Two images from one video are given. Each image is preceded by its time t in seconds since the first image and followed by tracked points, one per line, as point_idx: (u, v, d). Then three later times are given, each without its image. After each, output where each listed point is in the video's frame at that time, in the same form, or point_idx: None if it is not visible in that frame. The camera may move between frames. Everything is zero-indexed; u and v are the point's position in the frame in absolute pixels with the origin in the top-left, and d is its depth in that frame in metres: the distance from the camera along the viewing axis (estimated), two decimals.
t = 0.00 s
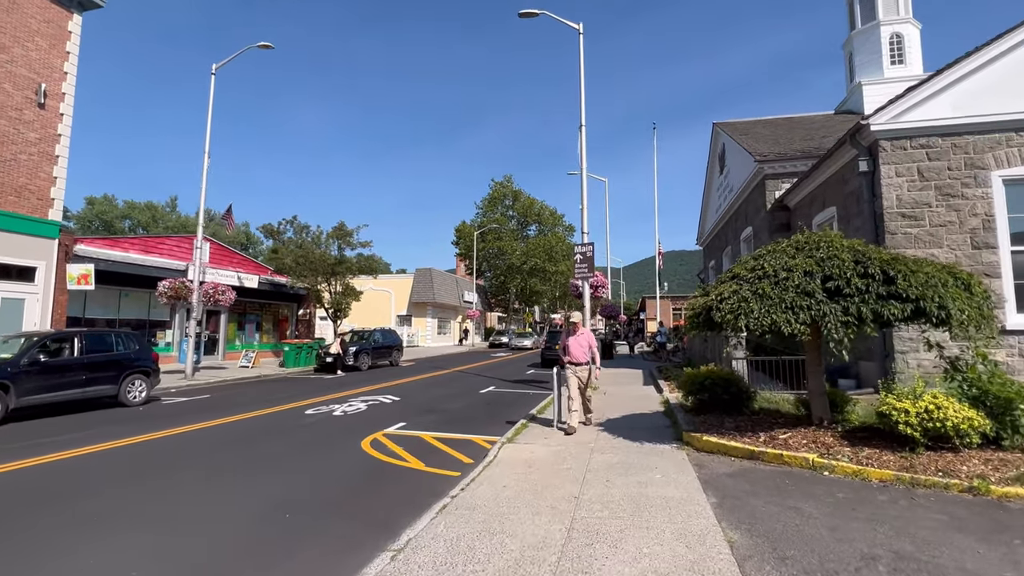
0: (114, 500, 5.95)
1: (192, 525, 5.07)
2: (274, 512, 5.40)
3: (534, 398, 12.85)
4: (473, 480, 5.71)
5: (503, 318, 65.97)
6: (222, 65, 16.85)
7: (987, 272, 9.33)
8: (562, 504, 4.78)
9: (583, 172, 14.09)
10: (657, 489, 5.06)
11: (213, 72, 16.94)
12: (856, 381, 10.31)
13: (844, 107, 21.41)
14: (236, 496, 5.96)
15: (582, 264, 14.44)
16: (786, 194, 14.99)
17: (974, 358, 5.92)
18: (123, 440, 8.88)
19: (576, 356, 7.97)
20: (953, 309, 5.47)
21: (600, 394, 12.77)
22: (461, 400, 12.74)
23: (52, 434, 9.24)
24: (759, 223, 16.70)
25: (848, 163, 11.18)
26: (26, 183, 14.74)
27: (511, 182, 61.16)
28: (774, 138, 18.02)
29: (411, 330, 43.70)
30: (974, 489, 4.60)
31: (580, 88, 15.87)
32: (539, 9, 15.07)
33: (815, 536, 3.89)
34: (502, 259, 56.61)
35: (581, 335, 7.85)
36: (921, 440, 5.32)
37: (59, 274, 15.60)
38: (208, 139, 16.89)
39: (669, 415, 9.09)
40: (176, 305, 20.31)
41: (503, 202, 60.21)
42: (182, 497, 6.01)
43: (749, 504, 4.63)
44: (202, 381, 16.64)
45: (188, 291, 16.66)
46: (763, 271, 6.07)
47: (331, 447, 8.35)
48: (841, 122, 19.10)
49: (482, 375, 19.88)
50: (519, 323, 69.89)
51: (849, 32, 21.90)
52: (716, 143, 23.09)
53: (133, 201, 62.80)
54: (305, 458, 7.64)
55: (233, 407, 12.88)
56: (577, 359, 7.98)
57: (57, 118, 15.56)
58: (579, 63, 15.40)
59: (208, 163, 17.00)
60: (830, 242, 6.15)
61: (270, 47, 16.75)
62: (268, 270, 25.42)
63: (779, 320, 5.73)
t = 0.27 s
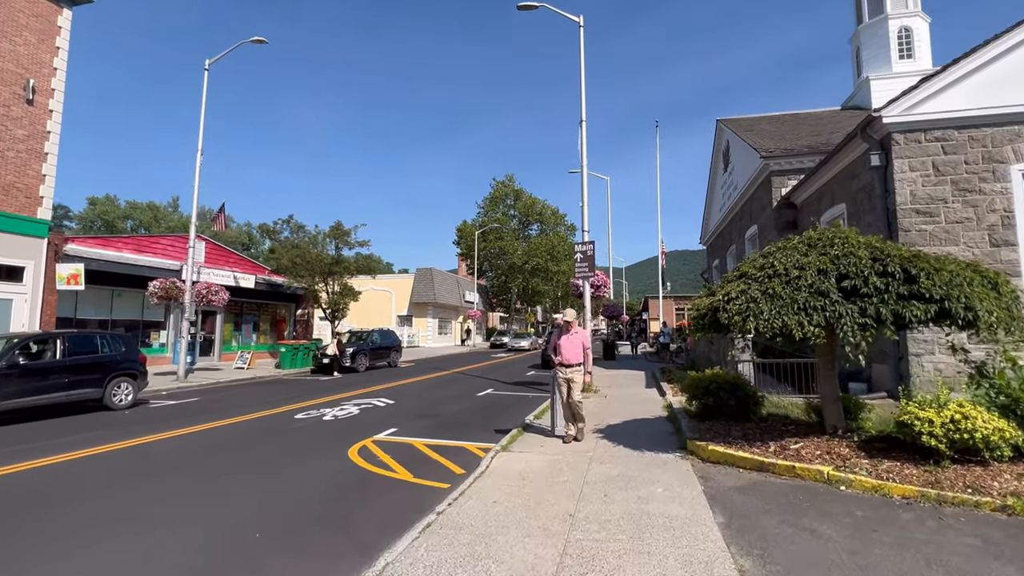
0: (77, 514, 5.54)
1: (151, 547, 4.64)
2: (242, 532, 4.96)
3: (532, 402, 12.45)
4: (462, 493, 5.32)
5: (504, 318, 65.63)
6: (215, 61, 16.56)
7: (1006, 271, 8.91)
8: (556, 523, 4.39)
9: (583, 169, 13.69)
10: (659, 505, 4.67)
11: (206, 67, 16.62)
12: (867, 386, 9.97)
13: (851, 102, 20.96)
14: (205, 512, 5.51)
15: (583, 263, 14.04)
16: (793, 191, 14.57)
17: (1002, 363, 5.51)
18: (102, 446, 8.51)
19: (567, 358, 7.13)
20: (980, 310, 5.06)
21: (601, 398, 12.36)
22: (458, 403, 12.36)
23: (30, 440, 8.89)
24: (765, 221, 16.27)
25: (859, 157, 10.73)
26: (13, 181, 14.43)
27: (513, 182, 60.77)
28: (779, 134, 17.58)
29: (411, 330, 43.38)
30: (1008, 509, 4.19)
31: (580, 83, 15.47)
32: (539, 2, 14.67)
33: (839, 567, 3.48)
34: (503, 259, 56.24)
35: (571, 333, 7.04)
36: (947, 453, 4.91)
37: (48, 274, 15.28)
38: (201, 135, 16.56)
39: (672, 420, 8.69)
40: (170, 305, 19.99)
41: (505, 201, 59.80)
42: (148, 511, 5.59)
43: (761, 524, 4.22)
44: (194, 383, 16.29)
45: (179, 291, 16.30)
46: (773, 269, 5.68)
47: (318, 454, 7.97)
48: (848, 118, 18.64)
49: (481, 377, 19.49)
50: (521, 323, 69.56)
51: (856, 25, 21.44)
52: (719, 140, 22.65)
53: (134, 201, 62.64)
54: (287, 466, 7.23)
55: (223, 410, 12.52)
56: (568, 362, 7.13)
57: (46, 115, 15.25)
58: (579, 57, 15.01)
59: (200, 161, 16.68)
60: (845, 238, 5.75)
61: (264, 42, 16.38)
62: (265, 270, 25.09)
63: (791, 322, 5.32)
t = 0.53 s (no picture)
0: (29, 529, 5.18)
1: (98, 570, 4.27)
2: (197, 551, 4.58)
3: (527, 403, 12.11)
4: (442, 503, 4.97)
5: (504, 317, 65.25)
6: (205, 54, 16.23)
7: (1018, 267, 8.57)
8: (539, 537, 4.06)
9: (580, 163, 13.34)
10: (652, 518, 4.33)
11: (196, 61, 16.29)
12: (873, 386, 9.70)
13: (855, 97, 20.59)
14: (161, 528, 5.13)
15: (579, 260, 13.69)
16: (795, 187, 14.22)
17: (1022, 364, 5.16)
18: (76, 449, 8.18)
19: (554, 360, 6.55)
20: (1000, 307, 4.71)
21: (598, 398, 12.02)
22: (451, 404, 12.02)
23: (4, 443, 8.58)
24: (766, 218, 15.91)
25: (865, 150, 10.34)
26: None
27: (513, 181, 60.39)
28: (781, 129, 17.22)
29: (410, 330, 43.01)
30: None
31: (578, 76, 15.13)
32: None
33: None
34: (503, 258, 55.85)
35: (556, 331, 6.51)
36: (965, 460, 4.55)
37: (34, 272, 14.97)
38: (190, 130, 16.23)
39: (670, 423, 8.34)
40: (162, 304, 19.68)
41: (504, 200, 59.39)
42: (104, 525, 5.22)
43: (762, 539, 3.89)
44: (184, 383, 15.98)
45: (167, 289, 15.97)
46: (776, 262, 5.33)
47: (299, 458, 7.63)
48: (852, 112, 18.27)
49: (477, 376, 19.14)
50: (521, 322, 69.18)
51: (860, 19, 21.05)
52: (721, 135, 22.28)
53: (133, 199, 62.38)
54: (262, 474, 6.86)
55: (210, 411, 12.20)
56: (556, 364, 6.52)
57: (32, 110, 14.92)
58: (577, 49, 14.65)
59: (190, 156, 16.35)
60: (853, 231, 5.40)
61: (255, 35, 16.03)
62: (259, 268, 24.77)
63: (796, 318, 4.96)
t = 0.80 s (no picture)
0: None
1: None
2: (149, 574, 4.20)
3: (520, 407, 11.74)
4: (419, 522, 4.58)
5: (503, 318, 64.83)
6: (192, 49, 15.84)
7: None
8: (520, 564, 3.69)
9: (575, 160, 12.98)
10: (645, 542, 3.96)
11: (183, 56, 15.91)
12: (878, 391, 9.34)
13: (857, 94, 20.22)
14: (105, 547, 4.58)
15: (575, 260, 13.32)
16: (797, 185, 13.85)
17: None
18: (39, 459, 7.72)
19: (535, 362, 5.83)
20: None
21: (594, 403, 11.63)
22: (442, 409, 11.65)
23: None
24: (767, 217, 15.54)
25: (871, 146, 9.96)
26: None
27: (511, 180, 60.02)
28: (782, 126, 16.84)
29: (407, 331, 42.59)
30: None
31: (574, 73, 14.80)
32: None
33: None
34: (501, 258, 55.44)
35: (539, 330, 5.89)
36: (988, 479, 4.17)
37: (15, 272, 14.59)
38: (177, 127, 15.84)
39: (668, 431, 7.95)
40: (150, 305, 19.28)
41: (503, 200, 58.98)
42: (56, 541, 4.86)
43: (766, 568, 3.51)
44: (170, 386, 15.60)
45: (152, 290, 15.58)
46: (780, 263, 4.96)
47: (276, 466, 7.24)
48: (854, 109, 17.89)
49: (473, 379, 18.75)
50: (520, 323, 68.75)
51: (862, 15, 20.67)
52: (720, 133, 21.93)
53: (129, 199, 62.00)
54: (233, 483, 6.43)
55: (193, 416, 11.82)
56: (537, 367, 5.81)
57: (13, 106, 14.54)
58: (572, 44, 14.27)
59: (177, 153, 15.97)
60: (864, 229, 5.02)
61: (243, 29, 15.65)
62: (252, 268, 24.38)
63: (801, 322, 4.59)
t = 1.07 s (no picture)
0: None
1: None
2: None
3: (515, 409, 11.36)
4: (396, 538, 4.20)
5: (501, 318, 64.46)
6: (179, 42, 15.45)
7: None
8: None
9: (572, 155, 12.59)
10: (641, 562, 3.59)
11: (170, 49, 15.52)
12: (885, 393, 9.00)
13: (858, 90, 19.88)
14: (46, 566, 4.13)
15: (571, 257, 12.93)
16: (799, 181, 13.51)
17: None
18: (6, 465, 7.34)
19: (515, 370, 5.16)
20: None
21: (590, 405, 11.25)
22: (434, 411, 11.28)
23: None
24: (768, 214, 15.19)
25: (877, 138, 9.59)
26: None
27: (509, 179, 59.59)
28: (783, 121, 16.49)
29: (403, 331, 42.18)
30: None
31: (571, 66, 14.41)
32: None
33: None
34: (499, 258, 55.06)
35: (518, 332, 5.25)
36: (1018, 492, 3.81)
37: None
38: (164, 122, 15.45)
39: (667, 435, 7.59)
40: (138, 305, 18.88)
41: (500, 199, 58.58)
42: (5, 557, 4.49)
43: None
44: (157, 387, 15.22)
45: (137, 289, 15.16)
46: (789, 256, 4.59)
47: (254, 473, 6.85)
48: (856, 104, 17.55)
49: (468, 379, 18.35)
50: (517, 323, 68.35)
51: (863, 9, 20.34)
52: (720, 130, 21.55)
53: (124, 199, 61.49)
54: (202, 493, 6.01)
55: (176, 418, 11.43)
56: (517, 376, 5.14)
57: None
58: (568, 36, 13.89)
59: (164, 148, 15.58)
60: (879, 220, 4.65)
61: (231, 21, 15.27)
62: (243, 267, 23.98)
63: (812, 319, 4.22)
